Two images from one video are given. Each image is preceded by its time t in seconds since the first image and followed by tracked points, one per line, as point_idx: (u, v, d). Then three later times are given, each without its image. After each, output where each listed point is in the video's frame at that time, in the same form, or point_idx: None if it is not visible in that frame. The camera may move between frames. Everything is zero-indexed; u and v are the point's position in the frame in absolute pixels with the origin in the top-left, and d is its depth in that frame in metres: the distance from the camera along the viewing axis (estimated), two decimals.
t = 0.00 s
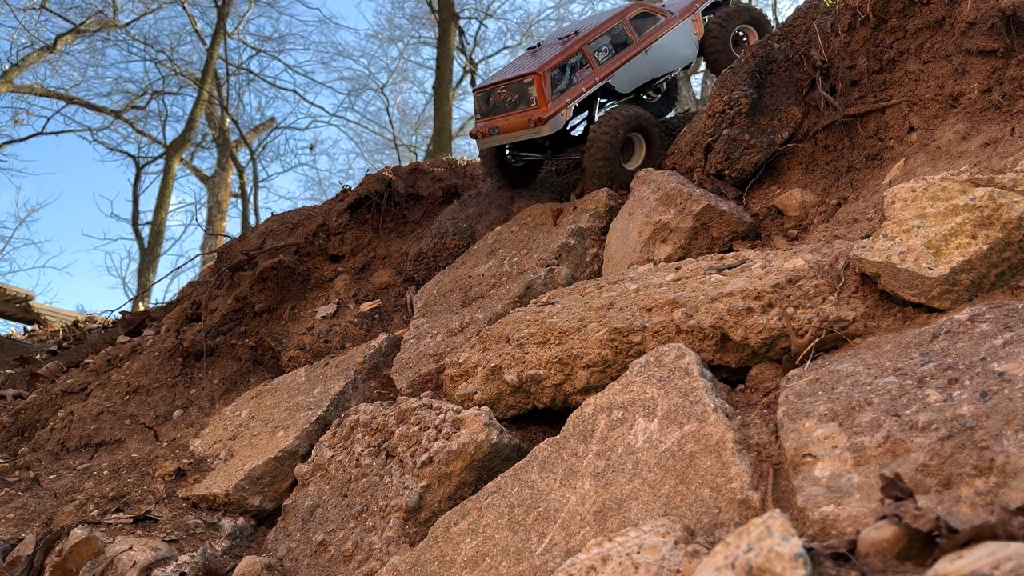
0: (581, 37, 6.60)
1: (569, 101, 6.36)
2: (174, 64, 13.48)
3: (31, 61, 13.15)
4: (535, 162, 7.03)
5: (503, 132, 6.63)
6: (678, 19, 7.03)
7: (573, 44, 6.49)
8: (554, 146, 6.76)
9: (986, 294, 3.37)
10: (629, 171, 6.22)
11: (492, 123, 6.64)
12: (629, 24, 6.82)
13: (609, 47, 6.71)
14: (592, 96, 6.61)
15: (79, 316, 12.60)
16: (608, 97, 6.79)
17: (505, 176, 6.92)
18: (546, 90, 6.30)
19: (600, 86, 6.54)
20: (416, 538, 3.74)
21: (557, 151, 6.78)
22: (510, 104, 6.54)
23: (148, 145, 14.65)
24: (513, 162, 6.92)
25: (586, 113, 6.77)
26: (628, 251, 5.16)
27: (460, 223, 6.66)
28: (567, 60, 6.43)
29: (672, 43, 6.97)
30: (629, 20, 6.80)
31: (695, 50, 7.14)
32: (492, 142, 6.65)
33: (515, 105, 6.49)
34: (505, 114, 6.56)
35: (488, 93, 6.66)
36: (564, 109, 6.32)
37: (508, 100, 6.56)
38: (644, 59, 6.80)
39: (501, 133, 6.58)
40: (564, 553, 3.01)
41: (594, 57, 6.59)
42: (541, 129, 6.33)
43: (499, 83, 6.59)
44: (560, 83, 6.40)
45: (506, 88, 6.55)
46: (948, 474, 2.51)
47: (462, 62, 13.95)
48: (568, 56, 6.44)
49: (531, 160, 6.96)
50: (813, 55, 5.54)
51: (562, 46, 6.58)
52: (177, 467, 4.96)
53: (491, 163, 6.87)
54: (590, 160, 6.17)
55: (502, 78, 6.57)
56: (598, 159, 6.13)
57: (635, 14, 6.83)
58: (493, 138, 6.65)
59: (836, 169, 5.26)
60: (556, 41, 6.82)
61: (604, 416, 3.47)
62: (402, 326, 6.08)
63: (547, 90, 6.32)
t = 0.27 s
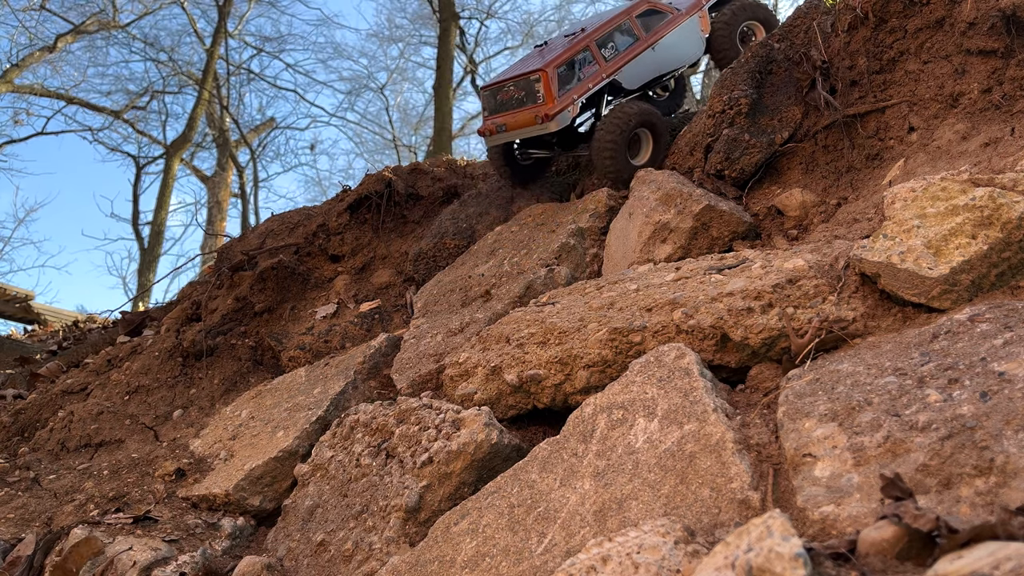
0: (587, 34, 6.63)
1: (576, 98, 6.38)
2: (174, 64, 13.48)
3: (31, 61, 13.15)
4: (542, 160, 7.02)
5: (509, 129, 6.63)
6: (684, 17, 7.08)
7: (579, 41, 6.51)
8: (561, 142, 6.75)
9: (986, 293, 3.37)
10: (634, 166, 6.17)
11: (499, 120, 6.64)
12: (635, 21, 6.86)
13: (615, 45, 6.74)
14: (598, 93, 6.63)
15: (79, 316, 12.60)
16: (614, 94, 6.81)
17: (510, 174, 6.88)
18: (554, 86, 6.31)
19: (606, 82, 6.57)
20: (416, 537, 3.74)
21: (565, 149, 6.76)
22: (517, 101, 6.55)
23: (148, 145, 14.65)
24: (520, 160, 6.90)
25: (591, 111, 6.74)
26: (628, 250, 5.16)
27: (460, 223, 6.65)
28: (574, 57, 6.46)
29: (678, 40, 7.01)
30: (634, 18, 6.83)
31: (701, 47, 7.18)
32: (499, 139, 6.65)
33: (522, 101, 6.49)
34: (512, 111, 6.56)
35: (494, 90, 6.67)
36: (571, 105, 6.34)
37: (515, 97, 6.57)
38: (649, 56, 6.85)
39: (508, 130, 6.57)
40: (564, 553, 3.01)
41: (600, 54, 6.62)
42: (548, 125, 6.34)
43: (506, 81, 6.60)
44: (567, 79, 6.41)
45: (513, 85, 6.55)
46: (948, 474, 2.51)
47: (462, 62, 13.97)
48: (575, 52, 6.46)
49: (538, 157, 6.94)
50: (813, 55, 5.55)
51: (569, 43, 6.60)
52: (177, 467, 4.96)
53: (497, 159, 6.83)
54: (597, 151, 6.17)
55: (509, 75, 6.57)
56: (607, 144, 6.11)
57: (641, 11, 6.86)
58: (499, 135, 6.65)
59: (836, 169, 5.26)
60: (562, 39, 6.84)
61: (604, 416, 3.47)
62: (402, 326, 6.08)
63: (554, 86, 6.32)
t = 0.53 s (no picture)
0: (593, 30, 6.69)
1: (582, 93, 6.43)
2: (174, 64, 13.48)
3: (31, 61, 13.15)
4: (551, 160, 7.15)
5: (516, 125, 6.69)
6: (692, 13, 7.11)
7: (585, 37, 6.57)
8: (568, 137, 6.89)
9: (986, 293, 3.37)
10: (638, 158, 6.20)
11: (505, 117, 6.71)
12: (643, 18, 6.89)
13: (622, 41, 6.79)
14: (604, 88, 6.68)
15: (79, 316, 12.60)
16: (621, 91, 6.86)
17: (517, 169, 6.96)
18: (559, 82, 6.37)
19: (612, 78, 6.61)
20: (416, 538, 3.74)
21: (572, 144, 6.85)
22: (523, 97, 6.61)
23: (148, 145, 14.66)
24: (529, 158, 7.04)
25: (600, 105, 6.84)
26: (628, 251, 5.16)
27: (460, 223, 6.66)
28: (579, 53, 6.51)
29: (687, 37, 7.04)
30: (641, 14, 6.87)
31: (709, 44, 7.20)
32: (505, 136, 6.71)
33: (528, 98, 6.56)
34: (518, 107, 6.63)
35: (501, 87, 6.74)
36: (576, 100, 6.39)
37: (521, 93, 6.64)
38: (657, 52, 6.88)
39: (514, 126, 6.64)
40: (564, 553, 3.01)
41: (606, 50, 6.67)
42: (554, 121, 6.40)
43: (512, 77, 6.67)
44: (573, 75, 6.47)
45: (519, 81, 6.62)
46: (948, 474, 2.51)
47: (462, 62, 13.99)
48: (581, 48, 6.51)
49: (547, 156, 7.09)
50: (813, 55, 5.55)
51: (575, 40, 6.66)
52: (177, 467, 4.96)
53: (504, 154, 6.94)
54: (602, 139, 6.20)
55: (515, 72, 6.64)
56: (612, 130, 6.17)
57: (649, 7, 6.90)
58: (506, 132, 6.71)
59: (836, 169, 5.26)
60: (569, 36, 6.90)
61: (604, 416, 3.47)
62: (402, 326, 6.08)
63: (560, 81, 6.38)
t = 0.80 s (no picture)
0: (597, 27, 6.85)
1: (585, 89, 6.57)
2: (174, 64, 13.48)
3: (31, 61, 13.15)
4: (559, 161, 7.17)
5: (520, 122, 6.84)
6: (697, 11, 7.20)
7: (588, 34, 6.73)
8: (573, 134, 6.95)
9: (986, 293, 3.37)
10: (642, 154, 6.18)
11: (510, 114, 6.88)
12: (647, 15, 7.02)
13: (625, 38, 6.92)
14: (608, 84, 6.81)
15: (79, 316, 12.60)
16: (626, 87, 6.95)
17: (522, 165, 7.00)
18: (561, 77, 6.54)
19: (615, 74, 6.74)
20: (416, 538, 3.74)
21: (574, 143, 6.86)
22: (527, 93, 6.79)
23: (148, 145, 14.66)
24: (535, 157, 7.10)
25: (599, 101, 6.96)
26: (628, 250, 5.16)
27: (460, 224, 6.65)
28: (582, 50, 6.68)
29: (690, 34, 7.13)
30: (646, 12, 7.00)
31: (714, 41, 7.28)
32: (510, 133, 6.85)
33: (532, 94, 6.74)
34: (522, 104, 6.80)
35: (506, 85, 6.93)
36: (579, 96, 6.53)
37: (525, 90, 6.81)
38: (661, 48, 6.98)
39: (518, 122, 6.78)
40: (564, 553, 3.01)
41: (610, 46, 6.81)
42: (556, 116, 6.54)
43: (517, 74, 6.86)
44: (575, 70, 6.63)
45: (523, 78, 6.81)
46: (948, 474, 2.51)
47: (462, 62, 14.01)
48: (583, 45, 6.68)
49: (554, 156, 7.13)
50: (813, 55, 5.55)
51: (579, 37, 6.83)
52: (177, 467, 4.96)
53: (510, 150, 7.01)
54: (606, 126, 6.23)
55: (520, 69, 6.83)
56: (617, 123, 6.18)
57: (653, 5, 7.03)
58: (510, 128, 6.86)
59: (836, 169, 5.26)
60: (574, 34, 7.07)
61: (604, 416, 3.47)
62: (402, 326, 6.08)
63: (562, 77, 6.55)
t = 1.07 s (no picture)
0: (598, 26, 6.96)
1: (587, 86, 6.65)
2: (174, 64, 13.48)
3: (31, 61, 13.15)
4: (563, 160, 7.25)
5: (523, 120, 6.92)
6: (696, 12, 7.35)
7: (590, 32, 6.83)
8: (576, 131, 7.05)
9: (986, 293, 3.37)
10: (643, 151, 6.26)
11: (512, 113, 6.97)
12: (646, 16, 7.16)
13: (626, 36, 7.03)
14: (610, 82, 6.88)
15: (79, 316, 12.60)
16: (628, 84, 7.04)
17: (526, 164, 7.07)
18: (563, 74, 6.63)
19: (617, 72, 6.83)
20: (416, 538, 3.74)
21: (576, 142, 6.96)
22: (529, 92, 6.88)
23: (148, 145, 14.66)
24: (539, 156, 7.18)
25: (600, 101, 7.00)
26: (628, 250, 5.16)
27: (460, 224, 6.65)
28: (583, 48, 6.78)
29: (689, 33, 7.26)
30: (645, 11, 7.13)
31: (715, 42, 7.44)
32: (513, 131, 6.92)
33: (534, 92, 6.83)
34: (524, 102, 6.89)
35: (508, 84, 7.03)
36: (581, 93, 6.61)
37: (527, 88, 6.90)
38: (661, 46, 7.09)
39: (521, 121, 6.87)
40: (564, 553, 3.01)
41: (611, 44, 6.91)
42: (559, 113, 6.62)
43: (519, 73, 6.96)
44: (577, 67, 6.72)
45: (525, 77, 6.91)
46: (948, 474, 2.51)
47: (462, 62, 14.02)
48: (584, 43, 6.78)
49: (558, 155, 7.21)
50: (813, 55, 5.55)
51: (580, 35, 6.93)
52: (177, 467, 4.96)
53: (514, 149, 7.09)
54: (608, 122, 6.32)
55: (522, 68, 6.94)
56: (618, 119, 6.27)
57: (652, 5, 7.17)
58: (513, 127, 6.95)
59: (836, 169, 5.26)
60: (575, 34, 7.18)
61: (604, 416, 3.47)
62: (402, 326, 6.07)
63: (564, 75, 6.65)
